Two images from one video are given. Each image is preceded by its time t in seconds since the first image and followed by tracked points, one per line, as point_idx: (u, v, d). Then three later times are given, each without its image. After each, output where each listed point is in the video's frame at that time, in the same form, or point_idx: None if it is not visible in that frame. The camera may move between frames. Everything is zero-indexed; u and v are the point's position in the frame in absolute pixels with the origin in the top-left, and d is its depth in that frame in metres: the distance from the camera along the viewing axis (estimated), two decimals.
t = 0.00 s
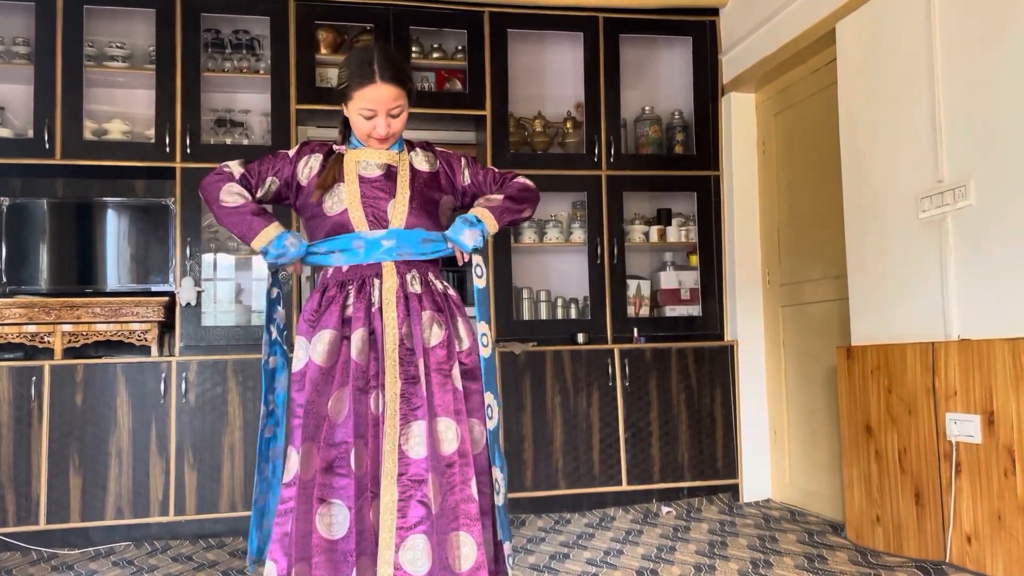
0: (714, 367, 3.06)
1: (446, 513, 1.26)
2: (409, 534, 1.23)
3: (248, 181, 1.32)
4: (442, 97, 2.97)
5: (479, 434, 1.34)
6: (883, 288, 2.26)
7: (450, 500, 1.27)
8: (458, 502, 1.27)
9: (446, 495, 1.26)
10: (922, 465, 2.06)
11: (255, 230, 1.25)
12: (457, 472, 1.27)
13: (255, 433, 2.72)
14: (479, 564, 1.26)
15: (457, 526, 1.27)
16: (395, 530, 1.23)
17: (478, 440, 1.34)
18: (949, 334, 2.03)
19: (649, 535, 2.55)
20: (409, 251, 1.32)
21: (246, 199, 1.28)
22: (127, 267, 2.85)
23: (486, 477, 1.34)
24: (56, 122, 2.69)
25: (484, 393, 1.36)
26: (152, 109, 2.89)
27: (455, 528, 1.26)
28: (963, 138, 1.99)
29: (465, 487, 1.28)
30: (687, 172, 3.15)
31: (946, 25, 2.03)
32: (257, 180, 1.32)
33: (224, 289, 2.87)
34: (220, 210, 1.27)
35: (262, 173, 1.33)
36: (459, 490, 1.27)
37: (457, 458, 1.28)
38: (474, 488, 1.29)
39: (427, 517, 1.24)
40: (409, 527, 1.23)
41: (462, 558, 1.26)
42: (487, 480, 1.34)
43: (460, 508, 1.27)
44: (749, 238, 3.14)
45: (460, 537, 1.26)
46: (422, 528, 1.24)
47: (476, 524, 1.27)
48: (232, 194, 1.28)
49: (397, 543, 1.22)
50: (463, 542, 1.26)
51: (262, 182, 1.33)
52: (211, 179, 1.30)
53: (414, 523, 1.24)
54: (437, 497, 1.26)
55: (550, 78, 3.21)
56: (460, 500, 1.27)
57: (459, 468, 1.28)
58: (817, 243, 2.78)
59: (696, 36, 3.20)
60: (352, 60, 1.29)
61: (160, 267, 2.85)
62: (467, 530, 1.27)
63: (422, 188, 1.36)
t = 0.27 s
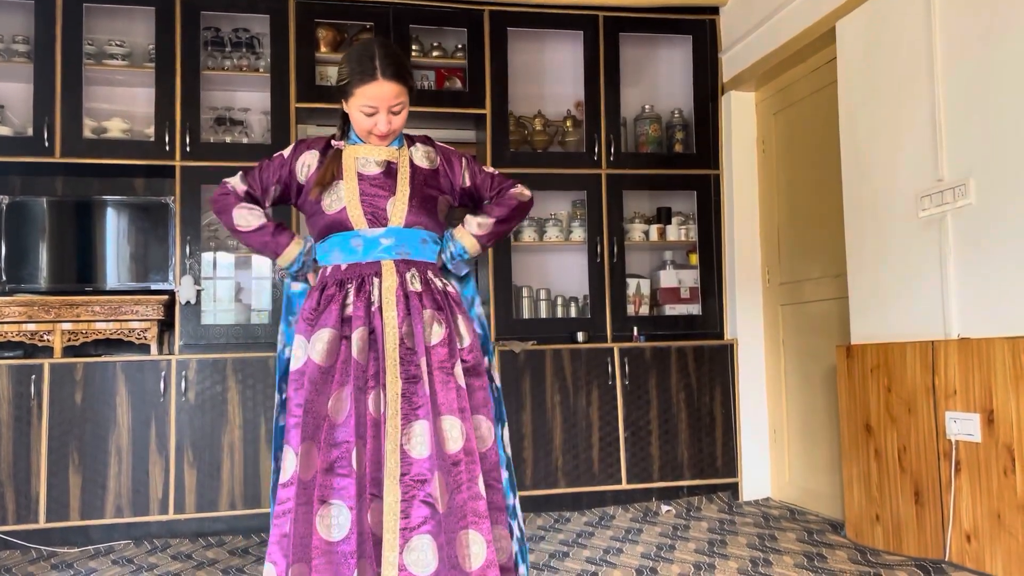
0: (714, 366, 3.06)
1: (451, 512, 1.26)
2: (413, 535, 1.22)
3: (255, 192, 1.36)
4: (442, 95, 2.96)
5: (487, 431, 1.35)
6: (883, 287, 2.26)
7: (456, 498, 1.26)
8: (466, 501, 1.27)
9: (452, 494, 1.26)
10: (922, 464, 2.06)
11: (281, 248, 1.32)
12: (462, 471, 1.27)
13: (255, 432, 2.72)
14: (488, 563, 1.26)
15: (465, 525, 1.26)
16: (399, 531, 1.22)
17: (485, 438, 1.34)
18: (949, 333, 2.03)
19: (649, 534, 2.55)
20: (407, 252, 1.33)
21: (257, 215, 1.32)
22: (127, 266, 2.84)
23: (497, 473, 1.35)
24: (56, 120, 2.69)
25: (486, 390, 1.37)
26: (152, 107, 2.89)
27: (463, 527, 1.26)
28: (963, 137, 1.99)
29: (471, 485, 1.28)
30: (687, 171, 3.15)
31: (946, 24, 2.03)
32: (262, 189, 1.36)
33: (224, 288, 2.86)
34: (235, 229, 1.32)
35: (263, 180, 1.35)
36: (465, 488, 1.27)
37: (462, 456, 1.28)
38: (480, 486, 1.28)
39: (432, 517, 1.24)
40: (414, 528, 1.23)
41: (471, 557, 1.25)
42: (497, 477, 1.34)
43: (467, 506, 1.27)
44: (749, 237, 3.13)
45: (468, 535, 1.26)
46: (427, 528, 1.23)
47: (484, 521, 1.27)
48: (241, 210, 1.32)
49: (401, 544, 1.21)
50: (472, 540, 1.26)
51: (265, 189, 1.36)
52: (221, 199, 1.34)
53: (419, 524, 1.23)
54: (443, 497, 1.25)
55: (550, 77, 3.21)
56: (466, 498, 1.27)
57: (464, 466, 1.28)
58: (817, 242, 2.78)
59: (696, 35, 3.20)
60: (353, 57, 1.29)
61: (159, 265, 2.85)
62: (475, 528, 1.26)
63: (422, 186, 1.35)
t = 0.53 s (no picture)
0: (714, 365, 3.06)
1: (451, 515, 1.26)
2: (414, 536, 1.23)
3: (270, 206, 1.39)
4: (441, 94, 2.96)
5: (488, 431, 1.35)
6: (883, 287, 2.26)
7: (459, 499, 1.27)
8: (469, 501, 1.28)
9: (454, 495, 1.27)
10: (921, 464, 2.06)
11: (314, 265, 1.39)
12: (465, 471, 1.28)
13: (254, 431, 2.71)
14: (490, 563, 1.27)
15: (468, 525, 1.27)
16: (400, 533, 1.22)
17: (486, 438, 1.35)
18: (949, 333, 2.02)
19: (648, 533, 2.56)
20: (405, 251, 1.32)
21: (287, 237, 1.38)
22: (127, 264, 2.84)
23: (499, 473, 1.35)
24: (55, 119, 2.69)
25: (487, 389, 1.37)
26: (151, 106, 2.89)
27: (466, 528, 1.27)
28: (963, 136, 1.99)
29: (475, 485, 1.29)
30: (687, 170, 3.15)
31: (946, 23, 2.03)
32: (275, 201, 1.39)
33: (224, 288, 2.86)
34: (263, 250, 1.37)
35: (271, 191, 1.38)
36: (468, 489, 1.28)
37: (465, 457, 1.29)
38: (482, 486, 1.30)
39: (433, 518, 1.24)
40: (415, 529, 1.23)
41: (474, 558, 1.26)
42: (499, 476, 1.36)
43: (470, 507, 1.28)
44: (749, 237, 3.13)
45: (471, 536, 1.27)
46: (428, 529, 1.23)
47: (487, 521, 1.28)
48: (263, 230, 1.37)
49: (402, 546, 1.22)
50: (474, 541, 1.27)
51: (276, 199, 1.39)
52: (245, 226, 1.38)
53: (420, 525, 1.23)
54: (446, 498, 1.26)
55: (550, 76, 3.21)
56: (469, 498, 1.28)
57: (466, 467, 1.29)
58: (817, 242, 2.78)
59: (696, 34, 3.20)
60: (350, 52, 1.29)
61: (159, 264, 2.85)
62: (478, 528, 1.28)
63: (421, 183, 1.36)
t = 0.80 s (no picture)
0: (715, 365, 3.06)
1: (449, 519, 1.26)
2: (413, 539, 1.22)
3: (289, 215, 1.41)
4: (442, 94, 2.97)
5: (486, 434, 1.36)
6: (884, 287, 2.26)
7: (456, 502, 1.27)
8: (466, 505, 1.28)
9: (452, 498, 1.27)
10: (922, 464, 2.06)
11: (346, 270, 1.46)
12: (463, 475, 1.28)
13: (255, 430, 2.71)
14: (486, 568, 1.27)
15: (465, 529, 1.27)
16: (399, 536, 1.21)
17: (485, 441, 1.35)
18: (951, 332, 2.02)
19: (649, 533, 2.55)
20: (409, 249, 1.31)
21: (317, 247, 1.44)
22: (127, 264, 2.84)
23: (493, 474, 1.36)
24: (56, 118, 2.69)
25: (487, 391, 1.38)
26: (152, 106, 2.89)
27: (462, 532, 1.27)
28: (963, 136, 1.99)
29: (473, 488, 1.29)
30: (687, 170, 3.15)
31: (947, 23, 2.03)
32: (290, 208, 1.40)
33: (224, 287, 2.86)
34: (301, 261, 1.47)
35: (286, 200, 1.38)
36: (466, 491, 1.28)
37: (463, 459, 1.28)
38: (480, 489, 1.30)
39: (433, 522, 1.23)
40: (414, 532, 1.22)
41: (469, 562, 1.26)
42: (496, 479, 1.36)
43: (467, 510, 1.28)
44: (750, 237, 3.13)
45: (467, 541, 1.27)
46: (427, 532, 1.22)
47: (483, 526, 1.28)
48: (295, 244, 1.44)
49: (401, 549, 1.21)
50: (470, 546, 1.27)
51: (293, 206, 1.40)
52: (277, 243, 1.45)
53: (419, 529, 1.22)
54: (444, 501, 1.25)
55: (550, 76, 3.21)
56: (466, 502, 1.28)
57: (465, 469, 1.29)
58: (817, 242, 2.77)
59: (696, 34, 3.20)
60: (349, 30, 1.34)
61: (159, 264, 2.84)
62: (475, 533, 1.27)
63: (424, 178, 1.34)
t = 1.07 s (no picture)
0: (715, 365, 3.06)
1: (451, 517, 1.20)
2: (417, 537, 1.19)
3: (299, 211, 1.39)
4: (442, 94, 2.97)
5: (494, 430, 1.29)
6: (884, 287, 2.26)
7: (457, 502, 1.21)
8: (468, 505, 1.21)
9: (455, 497, 1.21)
10: (920, 464, 2.06)
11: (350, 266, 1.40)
12: (465, 473, 1.22)
13: (255, 431, 2.72)
14: (488, 570, 1.19)
15: (465, 530, 1.20)
16: (402, 533, 1.19)
17: (492, 439, 1.29)
18: (950, 332, 2.02)
19: (649, 533, 2.56)
20: (419, 240, 1.28)
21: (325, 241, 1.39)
22: (128, 265, 2.84)
23: (501, 474, 1.29)
24: (56, 119, 2.69)
25: (496, 386, 1.31)
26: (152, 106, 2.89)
27: (462, 532, 1.20)
28: (963, 136, 1.99)
29: (474, 488, 1.22)
30: (687, 170, 3.15)
31: (946, 23, 2.03)
32: (299, 203, 1.38)
33: (224, 287, 2.86)
34: (314, 259, 1.43)
35: (296, 196, 1.37)
36: (470, 490, 1.22)
37: (466, 458, 1.22)
38: (483, 489, 1.23)
39: (434, 521, 1.20)
40: (418, 530, 1.20)
41: (469, 565, 1.19)
42: (503, 478, 1.29)
43: (467, 511, 1.21)
44: (750, 237, 3.13)
45: (468, 542, 1.20)
46: (430, 531, 1.20)
47: (486, 527, 1.21)
48: (305, 241, 1.41)
49: (404, 547, 1.18)
50: (471, 546, 1.20)
51: (303, 201, 1.38)
52: (288, 241, 1.42)
53: (422, 526, 1.20)
54: (442, 500, 1.20)
55: (551, 76, 3.21)
56: (470, 502, 1.21)
57: (470, 468, 1.22)
58: (817, 242, 2.77)
59: (697, 34, 3.20)
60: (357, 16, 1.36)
61: (160, 264, 2.85)
62: (476, 534, 1.20)
63: (433, 168, 1.32)
